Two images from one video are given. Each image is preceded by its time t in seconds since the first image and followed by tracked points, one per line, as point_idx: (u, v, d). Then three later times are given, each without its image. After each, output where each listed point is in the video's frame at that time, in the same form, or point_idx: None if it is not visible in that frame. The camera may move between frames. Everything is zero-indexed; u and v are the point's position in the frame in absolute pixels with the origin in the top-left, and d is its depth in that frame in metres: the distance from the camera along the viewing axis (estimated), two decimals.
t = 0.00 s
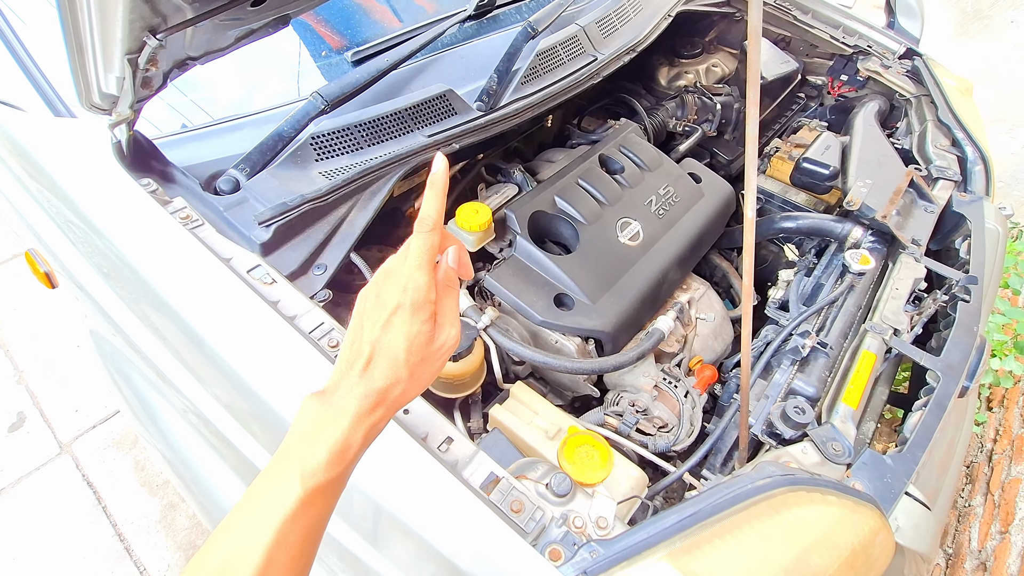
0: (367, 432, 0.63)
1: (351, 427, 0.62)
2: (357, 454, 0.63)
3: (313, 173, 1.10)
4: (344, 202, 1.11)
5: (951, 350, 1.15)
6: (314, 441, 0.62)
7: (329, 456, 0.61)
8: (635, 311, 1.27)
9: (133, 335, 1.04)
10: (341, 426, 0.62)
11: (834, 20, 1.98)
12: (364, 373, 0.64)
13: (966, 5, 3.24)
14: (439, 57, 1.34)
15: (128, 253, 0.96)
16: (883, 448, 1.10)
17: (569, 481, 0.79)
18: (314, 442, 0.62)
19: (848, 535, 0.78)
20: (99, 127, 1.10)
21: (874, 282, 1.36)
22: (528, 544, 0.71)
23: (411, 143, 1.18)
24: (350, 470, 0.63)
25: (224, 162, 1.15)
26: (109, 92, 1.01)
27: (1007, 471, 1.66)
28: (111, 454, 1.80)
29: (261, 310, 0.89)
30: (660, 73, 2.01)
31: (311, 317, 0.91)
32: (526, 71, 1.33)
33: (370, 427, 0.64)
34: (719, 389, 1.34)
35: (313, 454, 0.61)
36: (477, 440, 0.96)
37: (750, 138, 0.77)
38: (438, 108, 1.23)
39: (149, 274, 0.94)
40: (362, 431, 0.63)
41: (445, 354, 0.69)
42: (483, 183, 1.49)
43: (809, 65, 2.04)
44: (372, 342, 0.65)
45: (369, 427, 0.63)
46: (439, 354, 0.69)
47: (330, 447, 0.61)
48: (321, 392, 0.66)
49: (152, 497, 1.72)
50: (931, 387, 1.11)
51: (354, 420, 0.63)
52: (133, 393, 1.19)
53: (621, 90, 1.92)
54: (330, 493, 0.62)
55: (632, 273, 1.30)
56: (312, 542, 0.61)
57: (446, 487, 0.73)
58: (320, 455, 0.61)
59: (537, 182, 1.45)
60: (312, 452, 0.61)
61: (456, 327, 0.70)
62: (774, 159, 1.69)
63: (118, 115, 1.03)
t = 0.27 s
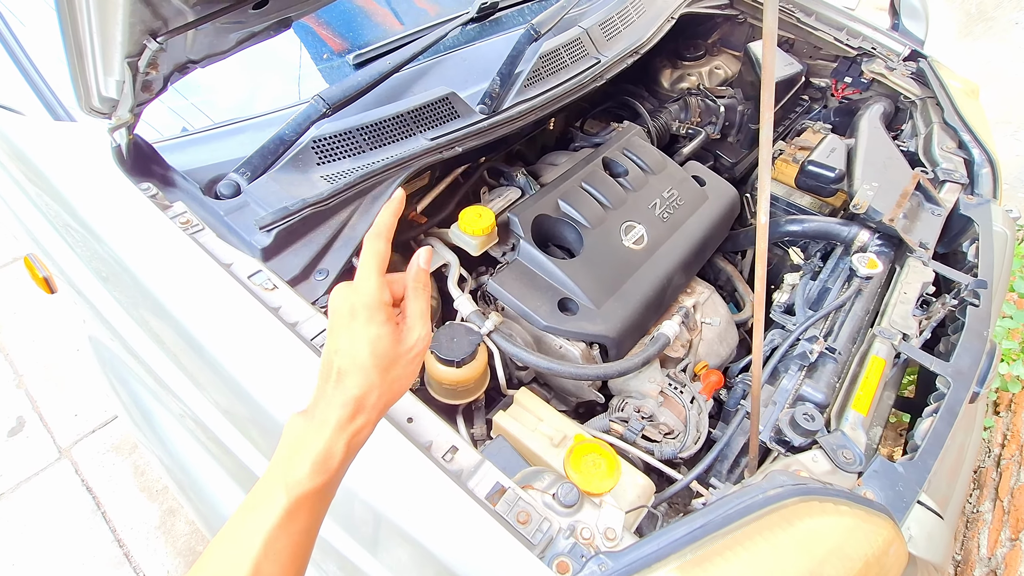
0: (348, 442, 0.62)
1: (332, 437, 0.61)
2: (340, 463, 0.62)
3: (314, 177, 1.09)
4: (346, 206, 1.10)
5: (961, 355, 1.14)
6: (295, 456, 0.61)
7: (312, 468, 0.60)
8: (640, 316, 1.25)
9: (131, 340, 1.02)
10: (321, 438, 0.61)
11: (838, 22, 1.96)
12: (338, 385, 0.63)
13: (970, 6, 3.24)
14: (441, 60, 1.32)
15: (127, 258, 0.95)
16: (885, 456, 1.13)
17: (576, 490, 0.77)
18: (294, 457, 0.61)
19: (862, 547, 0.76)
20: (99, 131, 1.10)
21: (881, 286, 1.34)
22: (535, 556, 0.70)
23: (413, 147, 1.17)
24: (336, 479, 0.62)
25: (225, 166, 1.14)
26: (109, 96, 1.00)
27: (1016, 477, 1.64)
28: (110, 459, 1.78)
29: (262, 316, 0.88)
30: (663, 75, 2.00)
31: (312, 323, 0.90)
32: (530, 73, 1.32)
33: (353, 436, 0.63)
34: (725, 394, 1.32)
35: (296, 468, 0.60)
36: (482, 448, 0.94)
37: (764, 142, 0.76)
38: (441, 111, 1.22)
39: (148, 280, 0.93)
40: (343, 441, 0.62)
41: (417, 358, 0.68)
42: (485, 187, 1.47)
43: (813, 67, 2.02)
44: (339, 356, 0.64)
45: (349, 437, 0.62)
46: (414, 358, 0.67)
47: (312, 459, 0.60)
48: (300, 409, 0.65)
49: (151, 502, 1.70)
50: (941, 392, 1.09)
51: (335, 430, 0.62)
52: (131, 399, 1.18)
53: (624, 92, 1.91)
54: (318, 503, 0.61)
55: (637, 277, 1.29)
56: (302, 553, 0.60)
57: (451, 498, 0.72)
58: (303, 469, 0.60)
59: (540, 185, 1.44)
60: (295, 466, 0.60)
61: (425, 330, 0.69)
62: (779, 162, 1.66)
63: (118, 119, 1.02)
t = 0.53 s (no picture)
0: (343, 475, 0.69)
1: (328, 471, 0.68)
2: (338, 495, 0.68)
3: (314, 183, 1.08)
4: (347, 212, 1.09)
5: (967, 360, 1.13)
6: (296, 491, 0.67)
7: (310, 500, 0.66)
8: (642, 321, 1.24)
9: (128, 347, 1.01)
10: (319, 472, 0.68)
11: (839, 25, 1.93)
12: (334, 423, 0.71)
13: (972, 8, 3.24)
14: (442, 63, 1.31)
15: (125, 265, 0.94)
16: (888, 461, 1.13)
17: (579, 500, 0.76)
18: (295, 492, 0.67)
19: (870, 557, 0.75)
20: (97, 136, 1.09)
21: (885, 290, 1.33)
22: (537, 568, 0.69)
23: (414, 152, 1.16)
24: (334, 510, 0.68)
25: (225, 172, 1.13)
26: (106, 101, 0.98)
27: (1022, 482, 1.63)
28: (110, 465, 1.77)
29: (261, 323, 0.87)
30: (664, 78, 1.98)
31: (312, 331, 0.89)
32: (531, 77, 1.31)
33: (348, 469, 0.69)
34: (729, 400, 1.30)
35: (296, 501, 0.66)
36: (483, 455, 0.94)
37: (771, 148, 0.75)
38: (441, 116, 1.21)
39: (146, 287, 0.92)
40: (338, 474, 0.68)
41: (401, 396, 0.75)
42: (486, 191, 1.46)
43: (814, 70, 2.03)
44: (332, 401, 0.73)
45: (344, 470, 0.69)
46: (398, 395, 0.74)
47: (311, 492, 0.67)
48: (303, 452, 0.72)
49: (150, 509, 1.69)
50: (947, 399, 1.08)
51: (330, 465, 0.68)
52: (128, 406, 1.16)
53: (625, 96, 1.90)
54: (319, 534, 0.67)
55: (639, 282, 1.28)
56: None
57: (453, 508, 0.71)
58: (302, 501, 0.66)
59: (541, 189, 1.43)
60: (296, 501, 0.67)
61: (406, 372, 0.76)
62: (782, 165, 1.66)
63: (116, 124, 1.01)
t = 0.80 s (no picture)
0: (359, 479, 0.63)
1: (341, 476, 0.62)
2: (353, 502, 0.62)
3: (312, 184, 1.08)
4: (344, 214, 1.10)
5: (964, 361, 1.13)
6: (308, 499, 0.62)
7: (322, 509, 0.61)
8: (640, 322, 1.25)
9: (127, 348, 1.01)
10: (332, 477, 0.62)
11: (836, 27, 1.94)
12: (348, 421, 0.65)
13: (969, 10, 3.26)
14: (439, 66, 1.32)
15: (123, 266, 0.94)
16: (886, 461, 1.12)
17: (576, 501, 0.76)
18: (308, 499, 0.62)
19: (867, 557, 0.75)
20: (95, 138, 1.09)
21: (882, 291, 1.33)
22: (534, 568, 0.69)
23: (412, 154, 1.16)
24: (348, 520, 0.62)
25: (223, 174, 1.13)
26: (105, 104, 0.98)
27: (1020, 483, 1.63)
28: (108, 467, 1.77)
29: (259, 325, 0.87)
30: (661, 80, 1.99)
31: (309, 332, 0.89)
32: (528, 80, 1.31)
33: (363, 472, 0.63)
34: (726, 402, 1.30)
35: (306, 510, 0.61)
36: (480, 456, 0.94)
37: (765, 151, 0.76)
38: (439, 118, 1.22)
39: (144, 289, 0.92)
40: (353, 478, 0.62)
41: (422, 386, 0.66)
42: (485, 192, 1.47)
43: (812, 72, 2.03)
44: (349, 393, 0.66)
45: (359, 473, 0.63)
46: (420, 386, 0.66)
47: (323, 500, 0.61)
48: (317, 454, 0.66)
49: (148, 510, 1.69)
50: (943, 399, 1.08)
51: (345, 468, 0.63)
52: (126, 407, 1.16)
53: (622, 98, 1.91)
54: (333, 544, 0.61)
55: (637, 283, 1.28)
56: None
57: (450, 509, 0.71)
58: (313, 510, 0.61)
59: (539, 191, 1.43)
60: (307, 509, 0.61)
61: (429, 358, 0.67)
62: (779, 167, 1.67)
63: (114, 126, 1.01)
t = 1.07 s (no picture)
0: (380, 466, 0.60)
1: (362, 465, 0.59)
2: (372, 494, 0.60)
3: (314, 183, 1.09)
4: (345, 212, 1.11)
5: (961, 361, 1.14)
6: (326, 488, 0.59)
7: (340, 501, 0.58)
8: (640, 321, 1.25)
9: (128, 346, 1.02)
10: (352, 464, 0.59)
11: (834, 30, 1.96)
12: (372, 403, 0.62)
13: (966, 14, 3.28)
14: (440, 67, 1.32)
15: (125, 264, 0.94)
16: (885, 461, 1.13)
17: (576, 497, 0.77)
18: (325, 489, 0.59)
19: (865, 553, 0.75)
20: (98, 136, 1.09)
21: (880, 291, 1.34)
22: (536, 563, 0.69)
23: (413, 153, 1.17)
24: (368, 509, 0.59)
25: (225, 172, 1.14)
26: (108, 102, 1.01)
27: (1016, 483, 1.64)
28: (107, 466, 1.77)
29: (261, 323, 0.87)
30: (661, 81, 2.02)
31: (311, 330, 0.90)
32: (528, 80, 1.32)
33: (384, 462, 0.60)
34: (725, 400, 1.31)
35: (324, 500, 0.58)
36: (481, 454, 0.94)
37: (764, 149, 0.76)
38: (439, 118, 1.22)
39: (146, 286, 0.92)
40: (374, 466, 0.60)
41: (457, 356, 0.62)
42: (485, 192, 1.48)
43: (809, 74, 2.04)
44: (375, 365, 0.63)
45: (381, 460, 0.60)
46: (452, 359, 0.62)
47: (342, 490, 0.58)
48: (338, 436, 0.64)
49: (147, 510, 1.69)
50: (940, 398, 1.09)
51: (366, 456, 0.60)
52: (127, 405, 1.17)
53: (621, 99, 1.91)
54: (356, 529, 0.59)
55: (636, 282, 1.29)
56: None
57: (451, 504, 0.71)
58: (331, 502, 0.58)
59: (539, 191, 1.44)
60: (324, 500, 0.59)
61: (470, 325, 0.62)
62: (778, 168, 1.67)
63: (117, 125, 1.03)
